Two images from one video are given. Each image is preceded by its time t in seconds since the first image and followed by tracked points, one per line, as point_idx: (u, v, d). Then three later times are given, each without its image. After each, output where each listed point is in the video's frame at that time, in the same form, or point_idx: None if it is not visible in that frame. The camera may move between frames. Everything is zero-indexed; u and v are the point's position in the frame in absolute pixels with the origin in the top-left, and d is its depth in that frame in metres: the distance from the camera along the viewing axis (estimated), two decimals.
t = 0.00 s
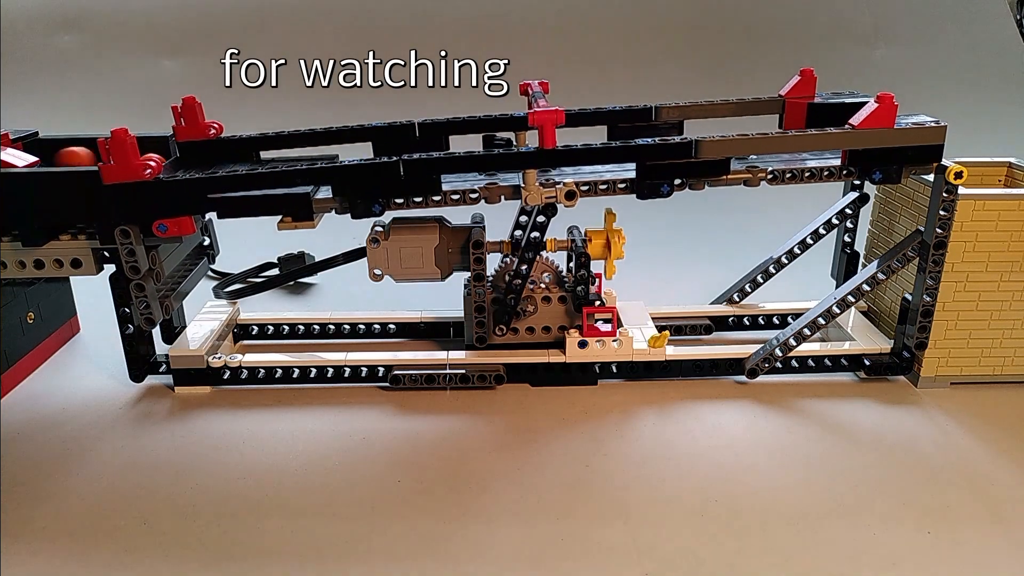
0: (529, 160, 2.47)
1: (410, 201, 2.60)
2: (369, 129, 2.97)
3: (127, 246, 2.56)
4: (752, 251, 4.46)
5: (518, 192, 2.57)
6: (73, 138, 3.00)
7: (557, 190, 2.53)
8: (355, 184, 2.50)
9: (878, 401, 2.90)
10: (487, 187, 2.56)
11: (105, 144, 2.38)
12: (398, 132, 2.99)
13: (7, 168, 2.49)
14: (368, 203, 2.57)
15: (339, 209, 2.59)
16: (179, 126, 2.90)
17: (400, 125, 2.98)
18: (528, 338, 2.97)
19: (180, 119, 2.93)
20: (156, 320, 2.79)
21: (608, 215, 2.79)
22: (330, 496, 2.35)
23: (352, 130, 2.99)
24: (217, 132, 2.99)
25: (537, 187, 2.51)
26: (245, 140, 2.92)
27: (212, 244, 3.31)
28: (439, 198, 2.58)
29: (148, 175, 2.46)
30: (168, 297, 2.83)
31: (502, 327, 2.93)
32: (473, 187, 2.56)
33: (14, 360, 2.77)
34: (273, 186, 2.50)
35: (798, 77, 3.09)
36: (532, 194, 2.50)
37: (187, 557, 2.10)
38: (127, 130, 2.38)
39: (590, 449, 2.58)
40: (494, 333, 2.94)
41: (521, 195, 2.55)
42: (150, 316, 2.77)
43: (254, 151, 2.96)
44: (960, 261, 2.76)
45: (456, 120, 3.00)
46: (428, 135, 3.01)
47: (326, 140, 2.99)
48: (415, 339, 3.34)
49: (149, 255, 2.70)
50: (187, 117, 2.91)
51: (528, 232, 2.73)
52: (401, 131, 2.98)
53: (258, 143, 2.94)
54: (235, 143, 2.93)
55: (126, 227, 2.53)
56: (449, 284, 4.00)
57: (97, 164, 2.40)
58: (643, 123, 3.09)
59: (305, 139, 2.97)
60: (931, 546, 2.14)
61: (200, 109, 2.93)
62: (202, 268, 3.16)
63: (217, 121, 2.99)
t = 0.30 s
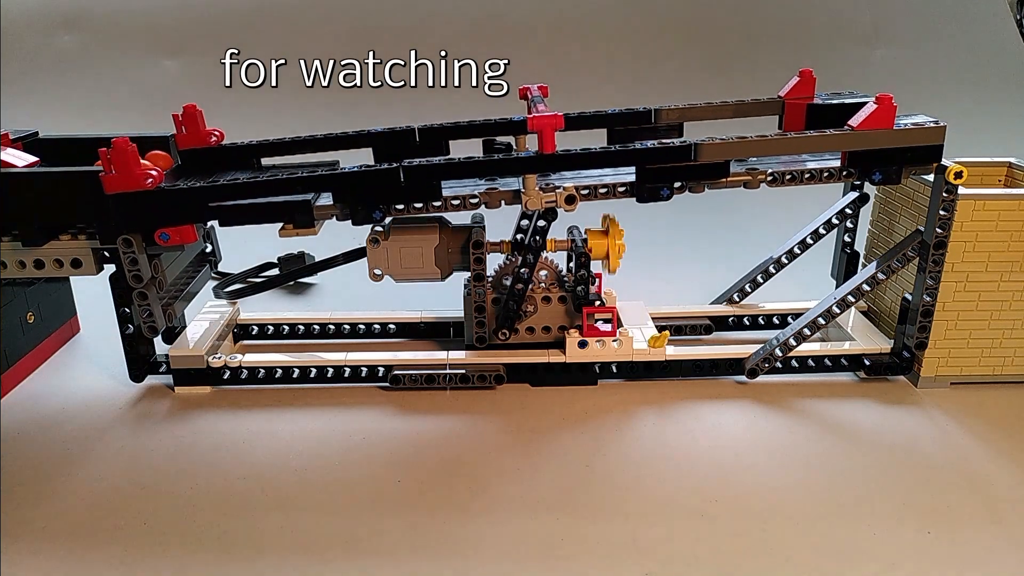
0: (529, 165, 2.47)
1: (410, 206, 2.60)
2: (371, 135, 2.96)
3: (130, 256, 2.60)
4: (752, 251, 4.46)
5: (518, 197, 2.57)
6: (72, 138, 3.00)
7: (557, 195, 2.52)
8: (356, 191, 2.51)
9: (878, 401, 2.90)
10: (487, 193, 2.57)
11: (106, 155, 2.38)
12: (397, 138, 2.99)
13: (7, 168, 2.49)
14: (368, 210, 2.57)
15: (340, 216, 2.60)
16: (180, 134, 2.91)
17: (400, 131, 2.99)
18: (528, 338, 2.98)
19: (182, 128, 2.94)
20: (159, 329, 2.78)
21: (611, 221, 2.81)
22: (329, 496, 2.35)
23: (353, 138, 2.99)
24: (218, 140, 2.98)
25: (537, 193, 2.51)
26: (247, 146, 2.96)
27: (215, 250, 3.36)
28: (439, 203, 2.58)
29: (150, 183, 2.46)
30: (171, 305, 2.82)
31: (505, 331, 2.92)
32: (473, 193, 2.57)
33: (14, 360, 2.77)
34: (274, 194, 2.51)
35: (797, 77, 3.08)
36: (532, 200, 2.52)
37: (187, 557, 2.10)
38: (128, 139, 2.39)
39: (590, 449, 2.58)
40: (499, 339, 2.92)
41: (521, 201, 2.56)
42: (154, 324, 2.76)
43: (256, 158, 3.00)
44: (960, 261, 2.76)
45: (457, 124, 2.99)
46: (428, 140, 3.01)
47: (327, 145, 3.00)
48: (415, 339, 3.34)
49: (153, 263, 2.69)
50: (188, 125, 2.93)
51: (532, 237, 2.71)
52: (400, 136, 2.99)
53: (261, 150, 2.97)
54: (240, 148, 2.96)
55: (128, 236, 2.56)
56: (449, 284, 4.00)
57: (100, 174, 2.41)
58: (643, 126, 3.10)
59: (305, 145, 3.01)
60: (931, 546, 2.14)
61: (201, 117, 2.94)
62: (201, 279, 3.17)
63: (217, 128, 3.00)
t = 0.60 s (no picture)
0: (527, 169, 2.47)
1: (410, 212, 2.59)
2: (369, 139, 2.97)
3: (133, 263, 2.61)
4: (752, 251, 4.46)
5: (518, 201, 2.56)
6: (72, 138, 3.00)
7: (557, 199, 2.52)
8: (356, 197, 2.51)
9: (878, 401, 2.90)
10: (487, 197, 2.57)
11: (107, 163, 2.39)
12: (398, 142, 2.98)
13: (7, 167, 2.49)
14: (368, 215, 2.58)
15: (341, 220, 2.61)
16: (180, 140, 2.94)
17: (400, 135, 2.98)
18: (528, 338, 2.98)
19: (183, 134, 2.96)
20: (160, 335, 2.78)
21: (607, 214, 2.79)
22: (329, 496, 2.35)
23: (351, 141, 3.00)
24: (218, 146, 3.00)
25: (537, 197, 2.51)
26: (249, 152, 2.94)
27: (217, 258, 3.36)
28: (439, 208, 2.58)
29: (151, 191, 2.47)
30: (174, 311, 2.82)
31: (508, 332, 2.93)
32: (473, 197, 2.57)
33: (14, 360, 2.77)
34: (274, 200, 2.52)
35: (797, 78, 3.11)
36: (532, 203, 2.50)
37: (187, 557, 2.09)
38: (130, 147, 2.40)
39: (590, 449, 2.58)
40: (506, 343, 2.93)
41: (521, 204, 2.55)
42: (157, 331, 2.74)
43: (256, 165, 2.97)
44: (960, 261, 2.76)
45: (455, 129, 3.00)
46: (429, 144, 3.01)
47: (326, 151, 3.01)
48: (415, 339, 3.34)
49: (156, 271, 2.72)
50: (189, 132, 2.94)
51: (534, 241, 2.71)
52: (400, 141, 2.98)
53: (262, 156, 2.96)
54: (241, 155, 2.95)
55: (130, 243, 2.57)
56: (449, 284, 4.00)
57: (102, 182, 2.42)
58: (642, 127, 3.10)
59: (306, 152, 3.00)
60: (931, 547, 2.14)
61: (201, 124, 2.95)
62: (206, 283, 3.22)
63: (218, 135, 3.00)
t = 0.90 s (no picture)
0: (528, 172, 2.47)
1: (410, 214, 2.61)
2: (368, 142, 2.97)
3: (134, 269, 2.66)
4: (752, 251, 4.46)
5: (518, 203, 2.57)
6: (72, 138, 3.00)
7: (557, 201, 2.54)
8: (357, 202, 2.52)
9: (878, 401, 2.90)
10: (487, 200, 2.56)
11: (109, 168, 2.39)
12: (398, 146, 2.99)
13: (7, 167, 2.49)
14: (369, 219, 2.58)
15: (341, 225, 2.60)
16: (181, 145, 2.94)
17: (400, 138, 2.99)
18: (528, 338, 2.98)
19: (184, 139, 2.97)
20: (163, 341, 2.85)
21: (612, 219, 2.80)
22: (329, 496, 2.35)
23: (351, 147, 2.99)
24: (219, 151, 2.99)
25: (537, 199, 2.52)
26: (248, 158, 2.95)
27: (217, 261, 3.52)
28: (440, 211, 2.59)
29: (152, 198, 2.47)
30: (174, 317, 2.91)
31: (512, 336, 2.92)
32: (473, 200, 2.57)
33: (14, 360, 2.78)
34: (274, 205, 2.52)
35: (796, 78, 3.11)
36: (532, 206, 2.52)
37: (186, 557, 2.09)
38: (131, 153, 2.41)
39: (590, 449, 2.58)
40: (508, 345, 2.94)
41: (521, 207, 2.55)
42: (158, 336, 2.82)
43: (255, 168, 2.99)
44: (960, 261, 2.76)
45: (456, 131, 3.00)
46: (429, 147, 3.01)
47: (326, 153, 3.01)
48: (415, 339, 3.34)
49: (157, 276, 2.78)
50: (190, 137, 2.93)
51: (534, 242, 2.72)
52: (400, 144, 2.99)
53: (262, 160, 2.96)
54: (241, 159, 2.96)
55: (132, 250, 2.62)
56: (449, 284, 4.00)
57: (103, 188, 2.42)
58: (642, 128, 3.10)
59: (307, 155, 3.00)
60: (931, 547, 2.14)
61: (201, 128, 2.94)
62: (205, 287, 3.37)
63: (219, 139, 3.00)
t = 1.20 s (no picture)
0: (528, 175, 2.47)
1: (410, 217, 2.61)
2: (368, 144, 2.97)
3: (135, 273, 2.62)
4: (752, 251, 4.46)
5: (518, 205, 2.57)
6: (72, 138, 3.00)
7: (557, 203, 2.54)
8: (357, 205, 2.53)
9: (878, 401, 2.90)
10: (487, 202, 2.56)
11: (109, 174, 2.42)
12: (398, 148, 2.99)
13: (7, 167, 2.50)
14: (369, 221, 2.58)
15: (341, 228, 2.60)
16: (182, 149, 2.98)
17: (400, 140, 2.99)
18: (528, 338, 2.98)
19: (185, 143, 3.01)
20: (164, 344, 2.81)
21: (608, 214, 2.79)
22: (329, 496, 2.35)
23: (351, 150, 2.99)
24: (219, 154, 2.99)
25: (537, 201, 2.52)
26: (248, 161, 2.98)
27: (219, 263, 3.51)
28: (439, 213, 2.60)
29: (152, 202, 2.48)
30: (177, 321, 2.88)
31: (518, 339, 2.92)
32: (473, 202, 2.57)
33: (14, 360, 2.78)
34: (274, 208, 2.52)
35: (796, 78, 3.12)
36: (532, 208, 2.52)
37: (186, 557, 2.09)
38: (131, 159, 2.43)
39: (590, 449, 2.58)
40: (513, 347, 2.92)
41: (521, 209, 2.56)
42: (160, 340, 2.79)
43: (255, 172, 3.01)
44: (960, 261, 2.76)
45: (456, 133, 3.00)
46: (428, 149, 3.01)
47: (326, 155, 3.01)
48: (415, 339, 3.34)
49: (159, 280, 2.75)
50: (190, 141, 2.97)
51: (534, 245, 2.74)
52: (400, 146, 2.99)
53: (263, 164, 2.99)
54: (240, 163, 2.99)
55: (133, 253, 2.60)
56: (449, 284, 4.00)
57: (103, 194, 2.44)
58: (642, 129, 3.10)
59: (307, 157, 3.01)
60: (931, 547, 2.14)
61: (201, 132, 2.98)
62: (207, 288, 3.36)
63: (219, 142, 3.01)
